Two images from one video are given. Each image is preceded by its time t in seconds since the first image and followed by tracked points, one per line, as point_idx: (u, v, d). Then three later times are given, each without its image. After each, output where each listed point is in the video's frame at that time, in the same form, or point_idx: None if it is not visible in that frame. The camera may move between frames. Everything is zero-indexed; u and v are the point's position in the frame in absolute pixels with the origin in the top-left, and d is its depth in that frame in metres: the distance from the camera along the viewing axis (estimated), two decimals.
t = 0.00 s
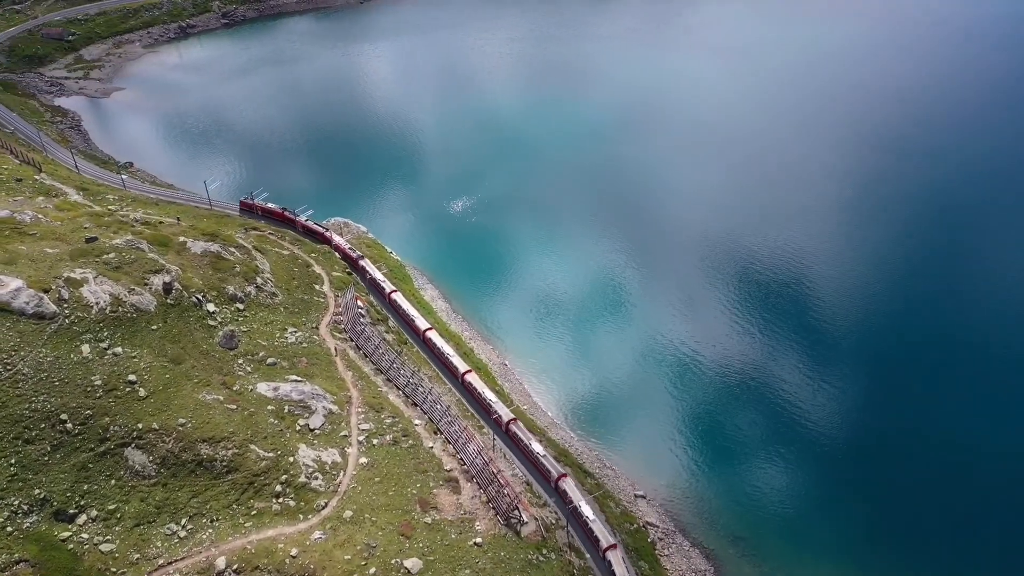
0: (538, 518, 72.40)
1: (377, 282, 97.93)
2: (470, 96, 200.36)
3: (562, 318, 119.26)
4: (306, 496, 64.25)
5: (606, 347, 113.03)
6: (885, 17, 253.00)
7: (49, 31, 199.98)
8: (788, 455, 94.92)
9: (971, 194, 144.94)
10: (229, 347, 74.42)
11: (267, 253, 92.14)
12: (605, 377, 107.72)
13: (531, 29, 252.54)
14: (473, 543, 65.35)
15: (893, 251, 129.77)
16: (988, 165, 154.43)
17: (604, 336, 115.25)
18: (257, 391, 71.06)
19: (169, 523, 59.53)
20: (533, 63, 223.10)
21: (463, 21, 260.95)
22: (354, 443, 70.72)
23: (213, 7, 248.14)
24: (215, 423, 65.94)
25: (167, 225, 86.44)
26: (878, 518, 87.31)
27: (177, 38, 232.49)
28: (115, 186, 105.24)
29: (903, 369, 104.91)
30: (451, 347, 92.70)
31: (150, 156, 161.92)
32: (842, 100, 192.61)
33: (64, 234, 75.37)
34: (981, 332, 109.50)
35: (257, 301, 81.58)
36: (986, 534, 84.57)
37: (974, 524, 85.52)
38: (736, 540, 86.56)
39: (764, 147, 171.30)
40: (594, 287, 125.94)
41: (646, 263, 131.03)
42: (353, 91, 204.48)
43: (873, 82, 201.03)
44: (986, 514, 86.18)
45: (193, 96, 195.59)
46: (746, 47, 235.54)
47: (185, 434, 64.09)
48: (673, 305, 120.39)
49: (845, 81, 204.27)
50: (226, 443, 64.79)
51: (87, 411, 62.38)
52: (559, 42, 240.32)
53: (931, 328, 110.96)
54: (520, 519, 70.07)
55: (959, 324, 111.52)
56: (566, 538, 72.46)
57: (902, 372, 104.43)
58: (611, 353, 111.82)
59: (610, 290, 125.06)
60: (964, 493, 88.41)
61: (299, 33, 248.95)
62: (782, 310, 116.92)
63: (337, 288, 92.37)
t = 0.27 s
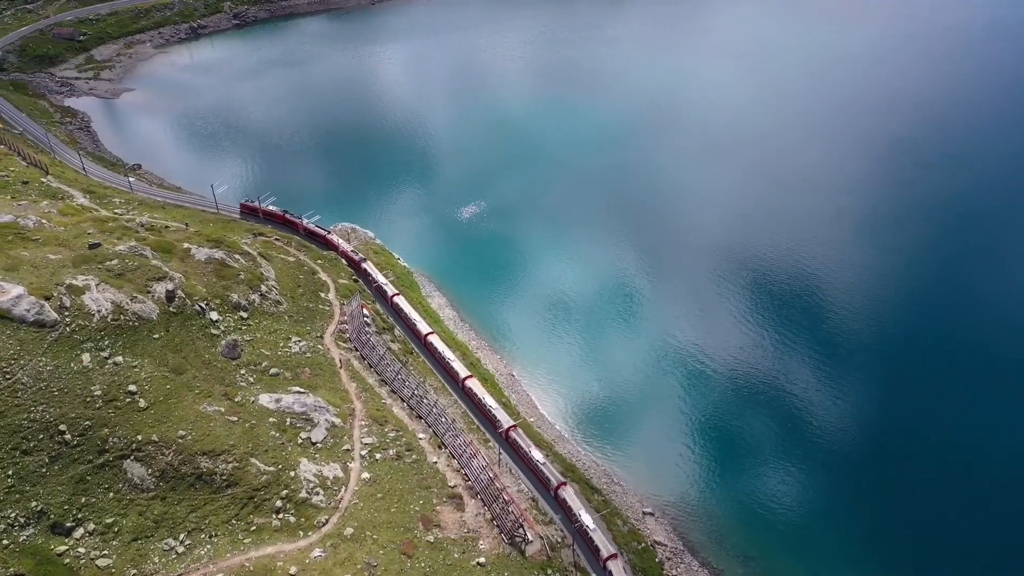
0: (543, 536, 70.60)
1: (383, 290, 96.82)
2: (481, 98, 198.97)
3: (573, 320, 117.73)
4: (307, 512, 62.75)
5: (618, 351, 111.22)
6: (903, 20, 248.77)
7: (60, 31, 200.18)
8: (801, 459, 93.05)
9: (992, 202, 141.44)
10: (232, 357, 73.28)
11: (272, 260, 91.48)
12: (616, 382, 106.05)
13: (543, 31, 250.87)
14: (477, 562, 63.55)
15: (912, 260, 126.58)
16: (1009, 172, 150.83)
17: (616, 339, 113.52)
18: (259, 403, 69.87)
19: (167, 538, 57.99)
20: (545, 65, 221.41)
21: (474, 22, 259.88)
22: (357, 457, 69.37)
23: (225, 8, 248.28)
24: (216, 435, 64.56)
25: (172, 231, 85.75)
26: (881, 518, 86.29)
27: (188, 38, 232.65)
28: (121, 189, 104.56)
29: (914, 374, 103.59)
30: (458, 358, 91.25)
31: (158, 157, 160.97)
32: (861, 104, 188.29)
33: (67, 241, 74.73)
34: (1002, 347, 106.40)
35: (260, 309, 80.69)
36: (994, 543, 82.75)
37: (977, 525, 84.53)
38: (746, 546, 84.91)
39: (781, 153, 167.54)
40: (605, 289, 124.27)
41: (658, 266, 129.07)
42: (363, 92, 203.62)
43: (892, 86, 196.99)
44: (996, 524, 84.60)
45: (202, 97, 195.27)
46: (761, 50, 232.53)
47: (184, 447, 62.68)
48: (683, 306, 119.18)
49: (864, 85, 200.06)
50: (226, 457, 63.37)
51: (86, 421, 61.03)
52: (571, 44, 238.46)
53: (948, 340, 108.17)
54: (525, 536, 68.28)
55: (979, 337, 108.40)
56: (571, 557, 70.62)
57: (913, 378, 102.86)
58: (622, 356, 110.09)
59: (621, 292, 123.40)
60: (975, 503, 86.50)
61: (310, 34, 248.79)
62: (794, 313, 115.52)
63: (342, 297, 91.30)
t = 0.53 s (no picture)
0: (548, 556, 68.74)
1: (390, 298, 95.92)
2: (492, 100, 197.56)
3: (582, 323, 116.54)
4: (307, 528, 61.28)
5: (627, 354, 109.90)
6: (923, 25, 244.43)
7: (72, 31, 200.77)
8: (813, 468, 91.44)
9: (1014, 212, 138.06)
10: (234, 367, 72.22)
11: (277, 267, 90.54)
12: (625, 386, 104.68)
13: (555, 33, 249.14)
14: None
15: (931, 271, 123.47)
16: None
17: (625, 342, 112.24)
18: (261, 415, 68.63)
19: (165, 554, 56.67)
20: (557, 68, 219.59)
21: (486, 24, 258.67)
22: (359, 473, 67.97)
23: (236, 9, 248.42)
24: (216, 449, 63.24)
25: (176, 237, 84.93)
26: (893, 530, 84.36)
27: (199, 39, 232.83)
28: (127, 191, 104.00)
29: (925, 380, 102.25)
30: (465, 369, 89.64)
31: (166, 158, 160.42)
32: (880, 111, 184.34)
33: (70, 246, 73.97)
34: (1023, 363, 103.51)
35: (264, 318, 79.72)
36: (1005, 552, 80.86)
37: (984, 531, 83.20)
38: (756, 558, 83.38)
39: (797, 160, 164.00)
40: (615, 292, 123.03)
41: (669, 270, 127.42)
42: (374, 93, 202.85)
43: (910, 92, 193.59)
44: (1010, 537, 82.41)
45: (212, 97, 195.08)
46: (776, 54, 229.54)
47: (184, 460, 61.34)
48: (694, 310, 117.60)
49: (883, 91, 196.21)
50: (226, 471, 62.07)
51: (85, 433, 59.84)
52: (583, 46, 236.67)
53: (967, 355, 105.47)
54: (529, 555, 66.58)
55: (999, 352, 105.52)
56: None
57: (925, 384, 101.31)
58: (631, 360, 108.79)
59: (631, 295, 122.13)
60: (991, 518, 84.19)
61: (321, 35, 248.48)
62: (805, 319, 114.04)
63: (348, 305, 90.15)
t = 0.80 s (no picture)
0: None
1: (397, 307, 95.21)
2: (503, 102, 196.01)
3: (591, 324, 114.92)
4: (307, 545, 59.77)
5: (636, 356, 108.18)
6: (943, 29, 239.99)
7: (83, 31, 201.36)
8: (826, 476, 89.14)
9: None
10: (236, 377, 71.15)
11: (282, 275, 89.75)
12: (634, 388, 102.91)
13: (567, 36, 247.11)
14: None
15: (952, 282, 119.97)
16: None
17: (634, 344, 110.50)
18: (262, 428, 67.41)
19: (162, 571, 54.98)
20: (568, 71, 217.62)
21: (498, 26, 257.33)
22: (360, 488, 66.52)
23: (247, 10, 248.56)
24: (215, 462, 61.79)
25: (180, 244, 84.22)
26: (912, 550, 81.50)
27: (210, 39, 233.09)
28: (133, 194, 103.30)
29: (937, 385, 100.29)
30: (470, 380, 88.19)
31: (175, 158, 160.18)
32: (900, 116, 180.34)
33: (72, 253, 73.25)
34: None
35: (268, 327, 78.82)
36: (1011, 559, 79.67)
37: (1005, 552, 80.32)
38: (767, 570, 81.32)
39: (814, 166, 160.36)
40: (625, 293, 121.33)
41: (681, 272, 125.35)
42: (385, 95, 201.87)
43: (929, 97, 189.95)
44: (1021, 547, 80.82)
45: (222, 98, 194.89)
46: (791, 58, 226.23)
47: (183, 474, 59.88)
48: (705, 312, 115.64)
49: (901, 95, 192.55)
50: (225, 485, 60.63)
51: (83, 444, 58.54)
52: (595, 49, 234.41)
53: (988, 367, 102.30)
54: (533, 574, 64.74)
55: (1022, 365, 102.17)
56: None
57: (942, 394, 98.63)
58: (640, 361, 107.05)
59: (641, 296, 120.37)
60: (1006, 532, 82.24)
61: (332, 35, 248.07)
62: (820, 324, 111.46)
63: (353, 314, 88.94)
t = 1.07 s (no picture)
0: None
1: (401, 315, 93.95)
2: (514, 105, 194.54)
3: (600, 326, 113.42)
4: (306, 563, 58.34)
5: (646, 359, 106.60)
6: (963, 33, 235.67)
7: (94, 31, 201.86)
8: (841, 486, 86.90)
9: None
10: (238, 388, 70.04)
11: (287, 282, 88.69)
12: (643, 392, 101.37)
13: (578, 38, 245.15)
14: None
15: (974, 290, 116.48)
16: None
17: (644, 347, 108.87)
18: (263, 441, 66.23)
19: None
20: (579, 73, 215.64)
21: (510, 27, 255.95)
22: (362, 504, 65.09)
23: (258, 10, 248.45)
24: (215, 476, 60.50)
25: (185, 251, 83.41)
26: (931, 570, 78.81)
27: (221, 40, 233.16)
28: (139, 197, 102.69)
29: (953, 391, 97.98)
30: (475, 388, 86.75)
31: (185, 158, 159.85)
32: (919, 122, 176.54)
33: (75, 259, 72.47)
34: None
35: (271, 336, 77.85)
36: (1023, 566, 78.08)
37: None
38: None
39: (829, 171, 157.30)
40: (635, 295, 119.70)
41: (692, 275, 123.34)
42: (395, 96, 200.95)
43: (949, 101, 186.09)
44: None
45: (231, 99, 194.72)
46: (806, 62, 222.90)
47: (181, 488, 58.57)
48: (718, 315, 113.73)
49: (920, 100, 188.86)
50: (224, 500, 59.29)
51: (81, 456, 57.35)
52: (607, 52, 232.24)
53: (1010, 378, 99.26)
54: None
55: None
56: None
57: (962, 407, 95.81)
58: (650, 365, 105.39)
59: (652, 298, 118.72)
60: (1016, 533, 81.17)
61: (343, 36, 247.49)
62: (835, 329, 109.12)
63: (358, 323, 87.71)
